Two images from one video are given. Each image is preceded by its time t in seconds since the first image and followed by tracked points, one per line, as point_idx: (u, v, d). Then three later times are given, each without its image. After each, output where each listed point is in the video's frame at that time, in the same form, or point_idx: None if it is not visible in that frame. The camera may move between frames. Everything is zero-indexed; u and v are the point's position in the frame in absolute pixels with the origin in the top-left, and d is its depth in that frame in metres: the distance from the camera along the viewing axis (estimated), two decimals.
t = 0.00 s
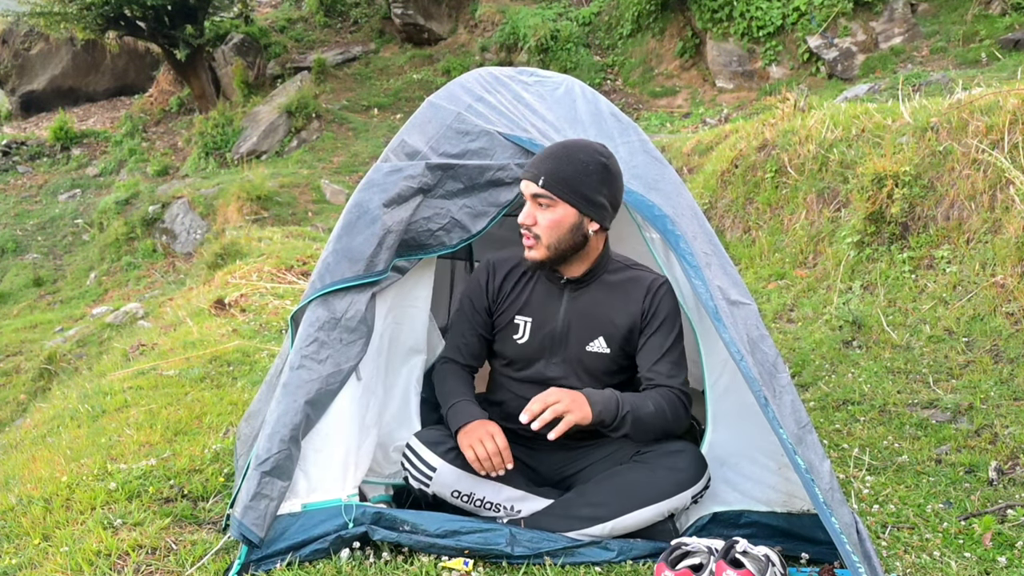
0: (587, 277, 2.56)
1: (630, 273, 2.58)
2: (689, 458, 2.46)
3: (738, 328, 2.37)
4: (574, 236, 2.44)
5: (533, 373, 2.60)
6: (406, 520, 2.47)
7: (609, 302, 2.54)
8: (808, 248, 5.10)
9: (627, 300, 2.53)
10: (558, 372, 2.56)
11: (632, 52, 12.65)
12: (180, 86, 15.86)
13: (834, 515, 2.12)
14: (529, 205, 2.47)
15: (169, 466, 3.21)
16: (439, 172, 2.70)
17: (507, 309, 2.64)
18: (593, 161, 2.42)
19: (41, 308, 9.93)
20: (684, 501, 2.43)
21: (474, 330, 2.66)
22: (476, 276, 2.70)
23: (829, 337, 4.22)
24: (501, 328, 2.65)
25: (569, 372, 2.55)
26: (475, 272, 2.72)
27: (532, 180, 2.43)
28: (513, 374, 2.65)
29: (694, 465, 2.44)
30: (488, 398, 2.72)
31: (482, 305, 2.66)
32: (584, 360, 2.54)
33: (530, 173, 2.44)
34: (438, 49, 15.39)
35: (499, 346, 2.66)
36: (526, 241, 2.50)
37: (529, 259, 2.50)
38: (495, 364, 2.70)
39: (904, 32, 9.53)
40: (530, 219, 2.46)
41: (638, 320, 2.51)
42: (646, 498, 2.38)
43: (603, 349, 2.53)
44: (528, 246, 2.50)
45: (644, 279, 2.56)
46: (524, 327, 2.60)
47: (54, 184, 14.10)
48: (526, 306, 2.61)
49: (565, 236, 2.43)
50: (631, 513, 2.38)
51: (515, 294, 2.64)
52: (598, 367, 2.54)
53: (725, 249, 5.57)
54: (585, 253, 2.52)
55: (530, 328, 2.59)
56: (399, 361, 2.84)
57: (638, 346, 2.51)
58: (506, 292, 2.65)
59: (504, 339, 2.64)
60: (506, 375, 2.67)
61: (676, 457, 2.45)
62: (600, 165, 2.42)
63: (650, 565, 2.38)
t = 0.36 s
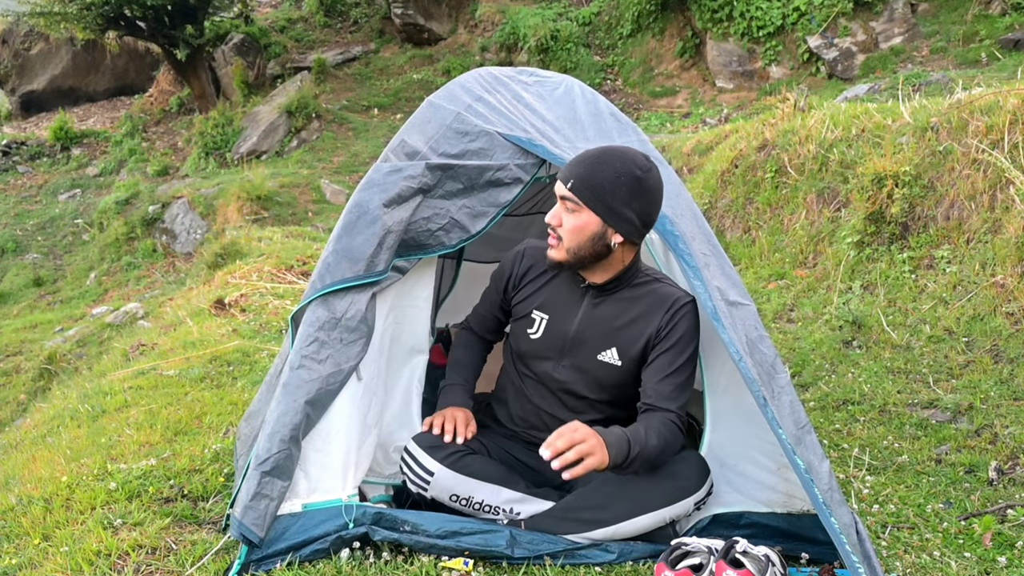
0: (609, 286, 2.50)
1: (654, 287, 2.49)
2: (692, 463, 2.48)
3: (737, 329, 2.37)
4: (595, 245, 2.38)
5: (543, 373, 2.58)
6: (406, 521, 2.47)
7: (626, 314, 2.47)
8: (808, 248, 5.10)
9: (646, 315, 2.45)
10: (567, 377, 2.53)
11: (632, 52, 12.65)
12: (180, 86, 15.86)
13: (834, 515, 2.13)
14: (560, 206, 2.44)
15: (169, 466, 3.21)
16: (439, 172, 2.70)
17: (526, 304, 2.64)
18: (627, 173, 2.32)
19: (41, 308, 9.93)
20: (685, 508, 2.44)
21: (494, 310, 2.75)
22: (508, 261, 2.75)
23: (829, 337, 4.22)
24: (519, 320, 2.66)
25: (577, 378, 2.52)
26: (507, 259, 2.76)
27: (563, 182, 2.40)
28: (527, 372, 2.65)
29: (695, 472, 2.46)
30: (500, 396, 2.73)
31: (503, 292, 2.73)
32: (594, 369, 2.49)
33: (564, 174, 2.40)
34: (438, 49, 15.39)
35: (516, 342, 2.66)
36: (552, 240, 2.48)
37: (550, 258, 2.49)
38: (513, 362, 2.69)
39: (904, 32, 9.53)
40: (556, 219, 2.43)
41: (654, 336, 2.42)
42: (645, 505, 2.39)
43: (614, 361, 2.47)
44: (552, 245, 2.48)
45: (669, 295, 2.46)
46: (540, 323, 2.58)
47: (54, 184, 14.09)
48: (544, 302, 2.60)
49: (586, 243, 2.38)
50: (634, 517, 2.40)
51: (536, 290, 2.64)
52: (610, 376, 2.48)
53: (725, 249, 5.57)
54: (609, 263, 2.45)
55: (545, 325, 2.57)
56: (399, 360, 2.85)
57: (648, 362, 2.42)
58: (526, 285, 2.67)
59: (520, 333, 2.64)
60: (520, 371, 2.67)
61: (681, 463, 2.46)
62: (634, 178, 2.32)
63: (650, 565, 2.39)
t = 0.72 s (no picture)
0: (617, 284, 2.50)
1: (660, 286, 2.49)
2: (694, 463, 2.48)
3: (737, 329, 2.37)
4: (601, 243, 2.39)
5: (549, 367, 2.59)
6: (406, 521, 2.47)
7: (632, 312, 2.47)
8: (808, 248, 5.10)
9: (652, 314, 2.44)
10: (572, 372, 2.53)
11: (632, 52, 12.65)
12: (180, 86, 15.86)
13: (835, 515, 2.13)
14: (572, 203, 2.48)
15: (169, 466, 3.21)
16: (439, 172, 2.70)
17: (537, 299, 2.67)
18: (636, 174, 2.33)
19: (41, 308, 9.93)
20: (685, 508, 2.45)
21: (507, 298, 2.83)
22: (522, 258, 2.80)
23: (829, 337, 4.22)
24: (528, 315, 2.68)
25: (583, 374, 2.51)
26: (522, 253, 2.82)
27: (573, 181, 2.43)
28: (535, 368, 2.66)
29: (697, 474, 2.46)
30: (506, 395, 2.75)
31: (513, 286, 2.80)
32: (599, 366, 2.49)
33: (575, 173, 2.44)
34: (438, 49, 15.39)
35: (524, 337, 2.68)
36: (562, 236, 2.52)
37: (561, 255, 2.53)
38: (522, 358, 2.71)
39: (904, 32, 9.54)
40: (565, 216, 2.47)
41: (660, 336, 2.41)
42: (645, 505, 2.40)
43: (620, 358, 2.45)
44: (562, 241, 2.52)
45: (678, 293, 2.46)
46: (547, 318, 2.61)
47: (54, 184, 14.09)
48: (554, 297, 2.63)
49: (592, 241, 2.40)
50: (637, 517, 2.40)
51: (544, 285, 2.67)
52: (616, 374, 2.46)
53: (725, 249, 5.57)
54: (616, 262, 2.45)
55: (553, 319, 2.60)
56: (399, 361, 2.85)
57: (653, 362, 2.40)
58: (535, 281, 2.71)
59: (529, 328, 2.67)
60: (528, 366, 2.69)
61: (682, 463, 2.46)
62: (642, 180, 2.32)
63: (650, 565, 2.40)
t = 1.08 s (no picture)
0: (627, 283, 2.49)
1: (667, 286, 2.50)
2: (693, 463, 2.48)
3: (737, 329, 2.37)
4: (619, 245, 2.38)
5: (555, 364, 2.57)
6: (406, 521, 2.47)
7: (639, 311, 2.47)
8: (808, 248, 5.10)
9: (660, 313, 2.45)
10: (578, 370, 2.52)
11: (632, 52, 12.65)
12: (180, 85, 15.86)
13: (834, 515, 2.12)
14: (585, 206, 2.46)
15: (169, 466, 3.21)
16: (440, 172, 2.70)
17: (541, 293, 2.63)
18: (654, 175, 2.32)
19: (41, 308, 9.93)
20: (685, 508, 2.45)
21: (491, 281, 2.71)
22: (527, 237, 2.74)
23: (829, 337, 4.22)
24: (533, 308, 2.65)
25: (589, 372, 2.50)
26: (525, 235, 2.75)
27: (590, 183, 2.41)
28: (539, 363, 2.64)
29: (697, 473, 2.47)
30: (505, 395, 2.74)
31: (516, 272, 2.71)
32: (606, 364, 2.48)
33: (590, 174, 2.41)
34: (438, 49, 15.39)
35: (530, 332, 2.65)
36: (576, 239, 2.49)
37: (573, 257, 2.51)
38: (526, 353, 2.68)
39: (904, 32, 9.54)
40: (582, 218, 2.45)
41: (668, 335, 2.42)
42: (647, 504, 2.39)
43: (629, 356, 2.45)
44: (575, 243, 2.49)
45: (686, 294, 2.47)
46: (556, 314, 2.58)
47: (54, 184, 14.09)
48: (560, 292, 2.60)
49: (609, 243, 2.38)
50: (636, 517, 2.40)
51: (550, 279, 2.63)
52: (623, 373, 2.46)
53: (725, 249, 5.57)
54: (631, 263, 2.44)
55: (562, 316, 2.57)
56: (400, 363, 2.89)
57: (659, 360, 2.41)
58: (539, 272, 2.66)
59: (535, 323, 2.63)
60: (531, 362, 2.67)
61: (682, 463, 2.47)
62: (660, 182, 2.32)
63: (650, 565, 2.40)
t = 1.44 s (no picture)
0: (632, 286, 2.49)
1: (670, 289, 2.50)
2: (694, 464, 2.48)
3: (737, 329, 2.37)
4: (627, 250, 2.38)
5: (558, 366, 2.57)
6: (406, 521, 2.47)
7: (643, 314, 2.47)
8: (808, 248, 5.10)
9: (664, 316, 2.46)
10: (582, 372, 2.52)
11: (632, 52, 12.65)
12: (181, 86, 15.87)
13: (834, 515, 2.12)
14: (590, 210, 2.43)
15: (169, 466, 3.21)
16: (439, 172, 2.71)
17: (544, 295, 2.63)
18: (661, 179, 2.32)
19: (41, 308, 9.93)
20: (686, 509, 2.45)
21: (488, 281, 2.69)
22: (528, 238, 2.72)
23: (829, 337, 4.22)
24: (536, 310, 2.64)
25: (592, 375, 2.51)
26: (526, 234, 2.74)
27: (596, 188, 2.39)
28: (541, 365, 2.64)
29: (697, 474, 2.47)
30: (506, 396, 2.73)
31: (518, 274, 2.69)
32: (610, 367, 2.48)
33: (596, 178, 2.40)
34: (438, 49, 15.39)
35: (533, 334, 2.64)
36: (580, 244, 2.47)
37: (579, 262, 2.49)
38: (528, 356, 2.68)
39: (904, 32, 9.53)
40: (588, 224, 2.42)
41: (672, 337, 2.43)
42: (647, 505, 2.40)
43: (632, 359, 2.46)
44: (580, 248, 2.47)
45: (688, 297, 2.48)
46: (559, 317, 2.57)
47: (54, 184, 14.09)
48: (563, 294, 2.60)
49: (617, 247, 2.37)
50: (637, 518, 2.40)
51: (553, 280, 2.63)
52: (627, 376, 2.47)
53: (725, 249, 5.56)
54: (637, 266, 2.44)
55: (565, 319, 2.56)
56: (401, 362, 2.89)
57: (662, 362, 2.42)
58: (542, 274, 2.65)
59: (538, 325, 2.62)
60: (533, 363, 2.67)
61: (683, 465, 2.46)
62: (667, 185, 2.32)
63: (650, 565, 2.40)
